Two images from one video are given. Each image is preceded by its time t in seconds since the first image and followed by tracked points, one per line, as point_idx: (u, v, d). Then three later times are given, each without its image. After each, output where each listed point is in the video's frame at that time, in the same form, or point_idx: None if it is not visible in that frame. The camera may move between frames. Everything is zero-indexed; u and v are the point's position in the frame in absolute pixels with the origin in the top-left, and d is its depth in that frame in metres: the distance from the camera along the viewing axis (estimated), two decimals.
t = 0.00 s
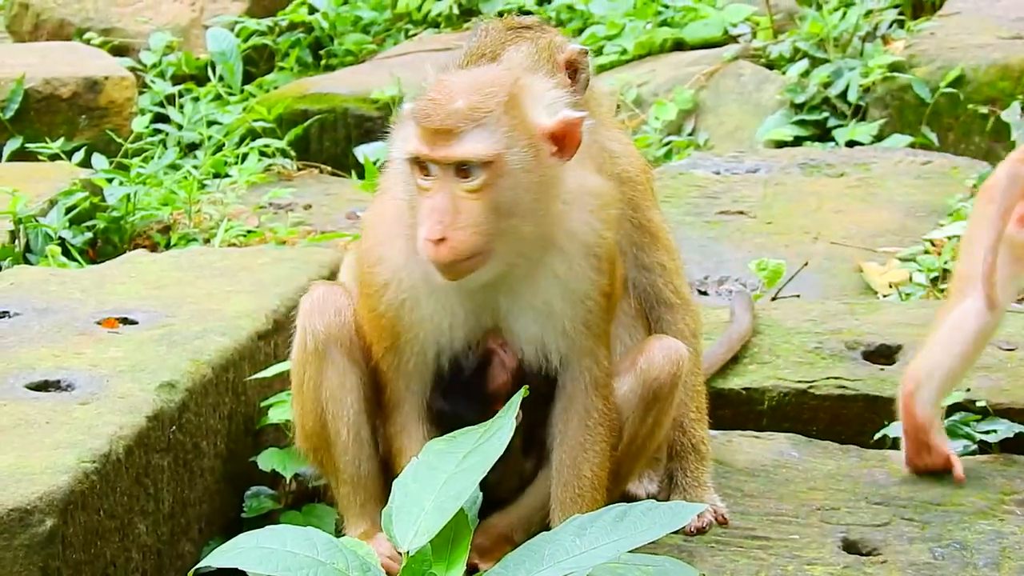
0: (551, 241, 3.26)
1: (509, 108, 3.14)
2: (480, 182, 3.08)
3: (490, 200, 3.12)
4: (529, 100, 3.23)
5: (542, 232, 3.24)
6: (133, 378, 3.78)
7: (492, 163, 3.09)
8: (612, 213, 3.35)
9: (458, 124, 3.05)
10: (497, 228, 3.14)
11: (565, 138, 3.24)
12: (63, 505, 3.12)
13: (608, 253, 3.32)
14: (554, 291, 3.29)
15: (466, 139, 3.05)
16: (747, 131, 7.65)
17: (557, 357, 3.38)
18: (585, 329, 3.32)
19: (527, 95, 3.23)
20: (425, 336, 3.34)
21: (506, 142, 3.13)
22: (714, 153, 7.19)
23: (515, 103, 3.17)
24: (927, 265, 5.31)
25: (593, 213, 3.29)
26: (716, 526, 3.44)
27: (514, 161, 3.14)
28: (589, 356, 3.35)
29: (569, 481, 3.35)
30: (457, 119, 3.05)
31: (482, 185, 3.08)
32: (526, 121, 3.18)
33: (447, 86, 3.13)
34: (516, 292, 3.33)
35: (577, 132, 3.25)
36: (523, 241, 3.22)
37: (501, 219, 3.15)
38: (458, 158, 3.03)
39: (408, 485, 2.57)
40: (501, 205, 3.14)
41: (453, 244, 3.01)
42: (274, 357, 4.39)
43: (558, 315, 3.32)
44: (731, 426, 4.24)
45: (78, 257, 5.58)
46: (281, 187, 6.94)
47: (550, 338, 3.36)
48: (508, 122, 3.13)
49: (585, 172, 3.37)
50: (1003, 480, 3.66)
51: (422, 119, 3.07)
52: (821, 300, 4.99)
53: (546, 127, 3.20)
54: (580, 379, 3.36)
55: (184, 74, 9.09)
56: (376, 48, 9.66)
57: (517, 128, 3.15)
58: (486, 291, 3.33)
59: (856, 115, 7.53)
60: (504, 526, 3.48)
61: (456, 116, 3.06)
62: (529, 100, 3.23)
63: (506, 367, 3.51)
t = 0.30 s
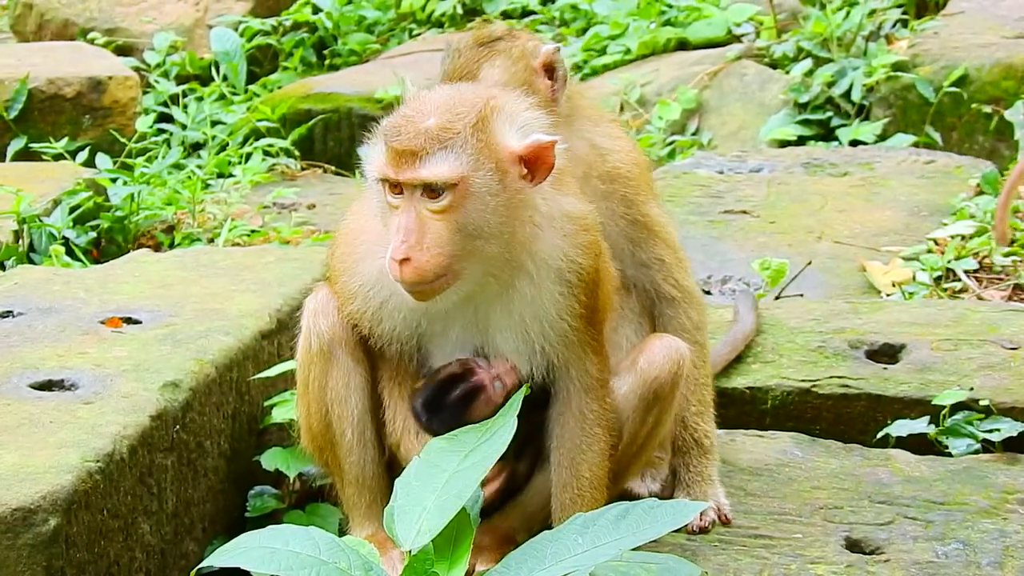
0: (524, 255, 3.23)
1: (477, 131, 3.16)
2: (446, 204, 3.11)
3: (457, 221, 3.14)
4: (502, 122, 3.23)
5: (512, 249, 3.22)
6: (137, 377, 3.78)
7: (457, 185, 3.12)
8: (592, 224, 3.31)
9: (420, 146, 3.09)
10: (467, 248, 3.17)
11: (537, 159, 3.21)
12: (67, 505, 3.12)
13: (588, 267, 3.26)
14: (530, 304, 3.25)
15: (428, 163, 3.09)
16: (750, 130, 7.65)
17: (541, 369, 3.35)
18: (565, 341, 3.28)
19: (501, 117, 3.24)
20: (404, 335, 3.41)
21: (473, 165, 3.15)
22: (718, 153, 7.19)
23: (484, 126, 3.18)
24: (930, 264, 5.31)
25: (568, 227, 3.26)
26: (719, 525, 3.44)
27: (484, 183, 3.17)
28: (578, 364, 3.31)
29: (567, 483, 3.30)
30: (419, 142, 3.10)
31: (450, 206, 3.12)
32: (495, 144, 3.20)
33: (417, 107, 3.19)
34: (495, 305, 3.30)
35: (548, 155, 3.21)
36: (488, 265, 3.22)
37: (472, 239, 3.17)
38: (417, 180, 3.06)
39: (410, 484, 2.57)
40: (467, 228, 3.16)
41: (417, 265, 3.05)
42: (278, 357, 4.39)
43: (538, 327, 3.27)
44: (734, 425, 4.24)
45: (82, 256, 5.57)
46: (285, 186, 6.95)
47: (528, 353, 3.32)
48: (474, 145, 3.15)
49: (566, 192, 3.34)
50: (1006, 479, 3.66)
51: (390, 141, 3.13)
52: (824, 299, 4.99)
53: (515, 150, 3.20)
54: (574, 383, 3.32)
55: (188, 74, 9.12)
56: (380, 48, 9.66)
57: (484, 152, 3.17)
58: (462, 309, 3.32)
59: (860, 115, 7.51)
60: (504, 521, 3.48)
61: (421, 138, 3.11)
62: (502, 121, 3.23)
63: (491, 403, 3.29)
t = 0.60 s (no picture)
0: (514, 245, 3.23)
1: (442, 116, 3.20)
2: (401, 182, 3.15)
3: (416, 199, 3.17)
4: (474, 113, 3.24)
5: (482, 230, 3.24)
6: (140, 377, 3.78)
7: (413, 164, 3.15)
8: (590, 215, 3.27)
9: (383, 125, 3.18)
10: (430, 226, 3.19)
11: (502, 152, 3.15)
12: (70, 504, 3.12)
13: (583, 259, 3.23)
14: (524, 294, 3.25)
15: (385, 138, 3.16)
16: (753, 130, 7.64)
17: (538, 365, 3.33)
18: (558, 333, 3.25)
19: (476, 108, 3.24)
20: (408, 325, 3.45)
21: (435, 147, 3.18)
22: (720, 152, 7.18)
23: (452, 112, 3.21)
24: (932, 263, 5.31)
25: (564, 219, 3.21)
26: (718, 524, 3.43)
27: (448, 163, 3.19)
28: (576, 362, 3.29)
29: (572, 484, 3.30)
30: (383, 122, 3.19)
31: (406, 184, 3.15)
32: (460, 132, 3.21)
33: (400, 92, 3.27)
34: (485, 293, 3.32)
35: (514, 148, 3.14)
36: (459, 249, 3.25)
37: (435, 217, 3.19)
38: (372, 157, 3.13)
39: (414, 483, 2.58)
40: (427, 207, 3.18)
41: (372, 239, 3.11)
42: (280, 356, 4.38)
43: (531, 318, 3.26)
44: (737, 424, 4.23)
45: (85, 256, 5.56)
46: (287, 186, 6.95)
47: (524, 349, 3.32)
48: (437, 129, 3.18)
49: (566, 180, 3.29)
50: (1009, 478, 3.65)
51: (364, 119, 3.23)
52: (827, 299, 4.98)
53: (478, 140, 3.17)
54: (574, 383, 3.31)
55: (190, 73, 9.12)
56: (382, 47, 9.65)
57: (445, 138, 3.19)
58: (449, 291, 3.36)
59: (862, 113, 7.51)
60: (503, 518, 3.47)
61: (389, 117, 3.19)
62: (474, 114, 3.24)
63: (499, 393, 3.31)
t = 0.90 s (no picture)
0: (513, 229, 3.27)
1: (441, 88, 3.26)
2: (393, 151, 3.26)
3: (407, 170, 3.25)
4: (476, 87, 3.29)
5: (476, 208, 3.30)
6: (145, 381, 3.79)
7: (407, 132, 3.24)
8: (598, 205, 3.25)
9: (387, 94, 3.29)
10: (424, 197, 3.26)
11: (495, 128, 3.21)
12: (74, 508, 3.13)
13: (583, 246, 3.22)
14: (525, 280, 3.28)
15: (384, 105, 3.27)
16: (757, 132, 7.63)
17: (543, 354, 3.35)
18: (558, 321, 3.27)
19: (480, 81, 3.29)
20: (422, 308, 3.50)
21: (431, 119, 3.24)
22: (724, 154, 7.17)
23: (453, 85, 3.28)
24: (938, 265, 5.28)
25: (566, 206, 3.22)
26: (724, 528, 3.43)
27: (442, 135, 3.24)
28: (578, 357, 3.31)
29: (578, 490, 3.30)
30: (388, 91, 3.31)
31: (400, 153, 3.25)
32: (458, 104, 3.26)
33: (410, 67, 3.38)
34: (487, 276, 3.36)
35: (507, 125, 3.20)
36: (453, 223, 3.31)
37: (428, 191, 3.26)
38: (371, 124, 3.26)
39: (418, 487, 2.57)
40: (419, 178, 3.25)
41: (363, 205, 3.23)
42: (285, 360, 4.37)
43: (529, 303, 3.29)
44: (741, 427, 4.22)
45: (90, 260, 5.56)
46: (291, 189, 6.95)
47: (529, 341, 3.35)
48: (435, 101, 3.24)
49: (574, 170, 3.29)
50: (1014, 481, 3.64)
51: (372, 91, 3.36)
52: (831, 301, 4.97)
53: (472, 115, 3.23)
54: (579, 380, 3.32)
55: (194, 77, 9.07)
56: (386, 49, 9.63)
57: (441, 111, 3.25)
58: (453, 272, 3.41)
59: (866, 115, 7.50)
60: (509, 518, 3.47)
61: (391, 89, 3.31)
62: (477, 88, 3.28)
63: (504, 380, 3.43)
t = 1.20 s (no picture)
0: (502, 226, 3.33)
1: (419, 85, 3.39)
2: (373, 143, 3.38)
3: (385, 163, 3.36)
4: (456, 85, 3.38)
5: (456, 204, 3.36)
6: (154, 382, 3.80)
7: (382, 126, 3.37)
8: (592, 204, 3.26)
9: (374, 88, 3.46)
10: (404, 191, 3.36)
11: (464, 125, 3.30)
12: (83, 508, 3.15)
13: (582, 244, 3.22)
14: (520, 276, 3.31)
15: (367, 99, 3.42)
16: (766, 133, 7.62)
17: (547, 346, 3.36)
18: (557, 318, 3.28)
19: (460, 79, 3.38)
20: (428, 306, 3.57)
21: (405, 114, 3.35)
22: (733, 156, 7.16)
23: (431, 82, 3.39)
24: (946, 266, 5.27)
25: (559, 204, 3.24)
26: (730, 530, 3.41)
27: (416, 129, 3.34)
28: (583, 356, 3.32)
29: (587, 491, 3.31)
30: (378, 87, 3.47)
31: (379, 146, 3.38)
32: (433, 101, 3.36)
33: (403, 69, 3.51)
34: (479, 271, 3.42)
35: (474, 123, 3.29)
36: (432, 218, 3.38)
37: (404, 184, 3.35)
38: (355, 117, 3.43)
39: (428, 487, 2.57)
40: (395, 172, 3.35)
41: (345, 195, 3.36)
42: (295, 361, 4.37)
43: (524, 299, 3.32)
44: (751, 428, 4.22)
45: (99, 260, 5.56)
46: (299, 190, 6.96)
47: (531, 339, 3.37)
48: (410, 96, 3.36)
49: (569, 170, 3.31)
50: None
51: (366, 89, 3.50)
52: (840, 303, 4.97)
53: (442, 112, 3.33)
54: (585, 381, 3.34)
55: (204, 78, 9.09)
56: (395, 50, 9.64)
57: (416, 108, 3.36)
58: (448, 268, 3.48)
59: (875, 116, 7.48)
60: (519, 520, 3.47)
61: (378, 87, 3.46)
62: (455, 85, 3.38)
63: (522, 382, 3.49)
